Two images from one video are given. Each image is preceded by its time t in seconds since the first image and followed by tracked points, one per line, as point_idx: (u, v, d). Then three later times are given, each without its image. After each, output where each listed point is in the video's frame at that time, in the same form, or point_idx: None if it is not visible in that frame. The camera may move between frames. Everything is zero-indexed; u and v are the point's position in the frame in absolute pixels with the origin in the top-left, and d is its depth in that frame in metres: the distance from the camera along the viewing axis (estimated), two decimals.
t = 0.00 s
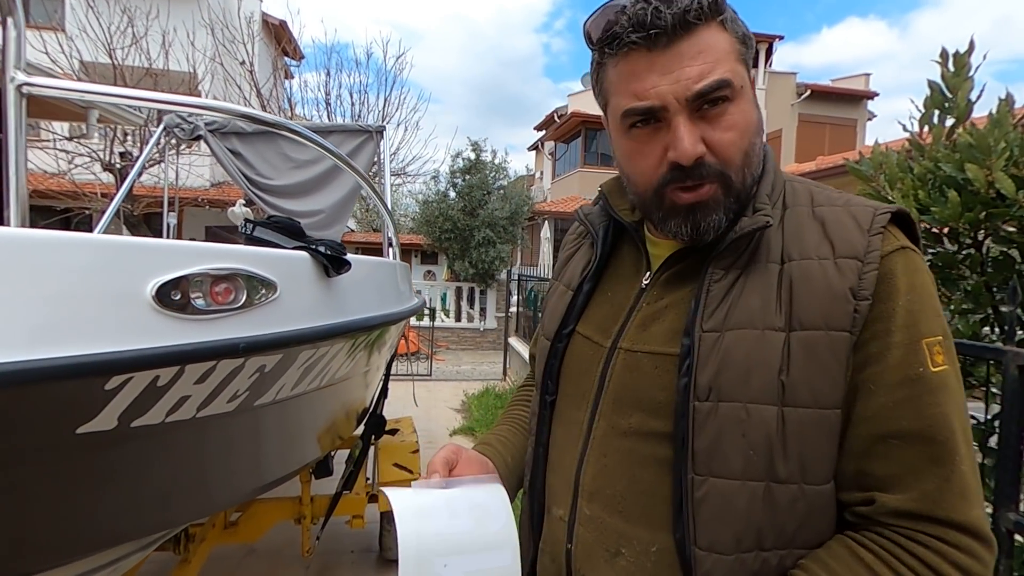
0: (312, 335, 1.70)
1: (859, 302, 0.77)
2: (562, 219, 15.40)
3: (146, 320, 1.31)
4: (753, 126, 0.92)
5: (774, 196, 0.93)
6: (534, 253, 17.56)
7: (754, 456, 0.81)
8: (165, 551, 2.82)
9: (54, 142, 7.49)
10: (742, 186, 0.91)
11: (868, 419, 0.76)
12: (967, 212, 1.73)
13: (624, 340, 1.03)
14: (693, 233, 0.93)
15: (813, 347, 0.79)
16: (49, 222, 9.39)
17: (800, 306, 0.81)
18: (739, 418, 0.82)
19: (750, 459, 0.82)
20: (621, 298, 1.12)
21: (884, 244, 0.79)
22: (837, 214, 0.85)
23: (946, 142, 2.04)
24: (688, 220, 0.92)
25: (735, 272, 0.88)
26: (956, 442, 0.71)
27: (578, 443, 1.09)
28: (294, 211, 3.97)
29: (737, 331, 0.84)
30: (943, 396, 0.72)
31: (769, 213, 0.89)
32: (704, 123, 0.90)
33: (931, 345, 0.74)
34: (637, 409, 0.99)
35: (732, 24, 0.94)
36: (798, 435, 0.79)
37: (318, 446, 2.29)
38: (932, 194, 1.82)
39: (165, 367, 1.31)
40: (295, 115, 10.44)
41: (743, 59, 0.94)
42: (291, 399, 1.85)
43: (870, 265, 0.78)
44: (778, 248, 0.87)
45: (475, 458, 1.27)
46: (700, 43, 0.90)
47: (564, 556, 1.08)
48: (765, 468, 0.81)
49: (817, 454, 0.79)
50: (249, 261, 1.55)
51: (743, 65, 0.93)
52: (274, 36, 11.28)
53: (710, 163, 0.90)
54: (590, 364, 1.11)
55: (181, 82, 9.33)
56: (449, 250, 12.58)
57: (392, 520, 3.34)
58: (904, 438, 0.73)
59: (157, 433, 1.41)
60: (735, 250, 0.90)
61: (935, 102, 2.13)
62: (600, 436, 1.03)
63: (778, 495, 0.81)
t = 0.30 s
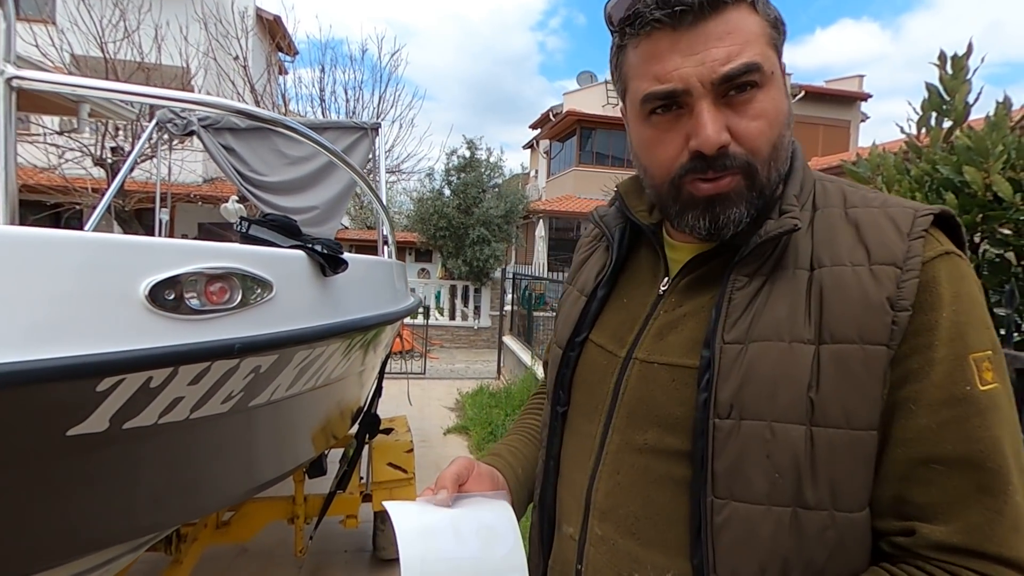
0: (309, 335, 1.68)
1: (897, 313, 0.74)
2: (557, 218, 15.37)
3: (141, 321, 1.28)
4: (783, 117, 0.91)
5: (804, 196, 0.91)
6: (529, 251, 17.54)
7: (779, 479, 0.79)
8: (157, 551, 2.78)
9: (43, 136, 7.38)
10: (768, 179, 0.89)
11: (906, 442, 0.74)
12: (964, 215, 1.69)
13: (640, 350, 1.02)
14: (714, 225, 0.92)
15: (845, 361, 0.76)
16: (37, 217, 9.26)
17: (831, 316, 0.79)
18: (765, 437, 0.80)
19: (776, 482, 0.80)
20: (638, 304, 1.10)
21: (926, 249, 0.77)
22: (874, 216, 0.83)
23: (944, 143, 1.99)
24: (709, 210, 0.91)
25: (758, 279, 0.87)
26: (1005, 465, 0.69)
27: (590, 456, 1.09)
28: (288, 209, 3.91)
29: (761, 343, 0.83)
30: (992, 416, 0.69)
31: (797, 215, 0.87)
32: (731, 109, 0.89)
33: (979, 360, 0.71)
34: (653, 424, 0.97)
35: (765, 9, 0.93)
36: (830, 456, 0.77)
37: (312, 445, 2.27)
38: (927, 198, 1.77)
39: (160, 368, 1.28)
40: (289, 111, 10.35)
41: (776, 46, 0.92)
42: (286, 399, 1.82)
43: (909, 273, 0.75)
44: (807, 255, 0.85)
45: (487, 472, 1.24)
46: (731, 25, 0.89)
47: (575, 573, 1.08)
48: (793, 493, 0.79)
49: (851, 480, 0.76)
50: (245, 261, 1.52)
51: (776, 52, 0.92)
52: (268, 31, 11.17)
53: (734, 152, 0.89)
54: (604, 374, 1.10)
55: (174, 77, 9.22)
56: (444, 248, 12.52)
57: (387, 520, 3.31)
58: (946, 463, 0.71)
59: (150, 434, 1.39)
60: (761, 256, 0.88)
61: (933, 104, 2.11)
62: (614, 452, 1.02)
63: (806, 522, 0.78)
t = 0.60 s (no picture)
0: (297, 334, 1.65)
1: (912, 322, 0.73)
2: (548, 216, 15.35)
3: (124, 319, 1.26)
4: (728, 125, 0.86)
5: (821, 193, 0.90)
6: (520, 249, 17.50)
7: (774, 494, 0.79)
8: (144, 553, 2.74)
9: (26, 132, 7.23)
10: (703, 190, 0.88)
11: (917, 464, 0.73)
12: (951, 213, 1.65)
13: (643, 351, 1.01)
14: (653, 229, 0.96)
15: (852, 370, 0.75)
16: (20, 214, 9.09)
17: (841, 322, 0.77)
18: (760, 448, 0.80)
19: (768, 495, 0.80)
20: (647, 304, 1.10)
21: (951, 253, 0.74)
22: (897, 216, 0.81)
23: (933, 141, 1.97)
24: (650, 217, 0.94)
25: (762, 282, 0.86)
26: None
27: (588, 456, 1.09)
28: (279, 206, 3.85)
29: (760, 350, 0.82)
30: (1016, 438, 0.68)
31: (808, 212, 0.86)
32: (663, 121, 0.89)
33: (1008, 377, 0.69)
34: (651, 428, 0.96)
35: (726, 6, 0.87)
36: (829, 471, 0.76)
37: (302, 444, 2.24)
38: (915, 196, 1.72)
39: (143, 367, 1.26)
40: (278, 108, 10.24)
41: (732, 46, 0.86)
42: (273, 399, 1.79)
43: (930, 279, 0.73)
44: (820, 255, 0.84)
45: (490, 467, 1.22)
46: (669, 33, 0.87)
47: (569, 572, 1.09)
48: (789, 509, 0.79)
49: (854, 498, 0.75)
50: (235, 259, 1.51)
51: (728, 53, 0.86)
52: (257, 28, 11.02)
53: (665, 163, 0.89)
54: (607, 372, 1.10)
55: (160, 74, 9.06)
56: (435, 246, 12.45)
57: (378, 521, 3.28)
58: (965, 489, 0.70)
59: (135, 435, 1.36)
60: (767, 258, 0.87)
61: (923, 102, 2.11)
62: (609, 456, 1.01)
63: (801, 539, 0.78)
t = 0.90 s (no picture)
0: (291, 337, 1.63)
1: (884, 319, 0.68)
2: (542, 219, 15.36)
3: (113, 322, 1.23)
4: (705, 110, 0.86)
5: (819, 189, 0.86)
6: (514, 253, 17.49)
7: (730, 491, 0.78)
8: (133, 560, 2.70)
9: (15, 134, 7.15)
10: (675, 171, 0.90)
11: (883, 471, 0.68)
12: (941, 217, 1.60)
13: (634, 345, 1.00)
14: (638, 202, 1.01)
15: (815, 368, 0.72)
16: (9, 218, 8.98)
17: (811, 317, 0.75)
18: (720, 443, 0.79)
19: (726, 492, 0.79)
20: (645, 300, 1.11)
21: (938, 248, 0.69)
22: (888, 212, 0.76)
23: (925, 143, 1.96)
24: (637, 188, 0.98)
25: (745, 277, 0.85)
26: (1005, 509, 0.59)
27: (579, 444, 1.10)
28: (271, 210, 3.81)
29: (732, 344, 0.81)
30: (1000, 451, 0.60)
31: (787, 207, 0.84)
32: (648, 98, 0.91)
33: (995, 385, 0.62)
34: (631, 419, 0.96)
35: None
36: (788, 472, 0.73)
37: (295, 450, 2.22)
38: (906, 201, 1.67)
39: (132, 372, 1.23)
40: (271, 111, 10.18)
41: (724, 33, 0.85)
42: (267, 403, 1.77)
43: (908, 273, 0.68)
44: (803, 252, 0.81)
45: (505, 459, 1.24)
46: (669, 12, 0.89)
47: (559, 563, 1.11)
48: (745, 509, 0.77)
49: (810, 503, 0.72)
50: (227, 261, 1.48)
51: (719, 39, 0.85)
52: (250, 30, 10.96)
53: (646, 139, 0.92)
54: (605, 365, 1.10)
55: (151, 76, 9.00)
56: (429, 250, 12.43)
57: (373, 526, 3.24)
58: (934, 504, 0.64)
59: (126, 441, 1.33)
60: (747, 253, 0.87)
61: (915, 104, 2.11)
62: (595, 445, 1.02)
63: (756, 539, 0.76)
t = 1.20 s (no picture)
0: (291, 342, 1.63)
1: (855, 307, 0.67)
2: (536, 223, 15.37)
3: (114, 327, 1.23)
4: (712, 136, 0.87)
5: (819, 190, 0.86)
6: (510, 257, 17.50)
7: (699, 472, 0.79)
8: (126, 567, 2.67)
9: (7, 138, 7.08)
10: (689, 197, 0.91)
11: (837, 443, 0.66)
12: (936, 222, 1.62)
13: (636, 339, 1.01)
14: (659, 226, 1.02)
15: (787, 356, 0.72)
16: None
17: (787, 308, 0.75)
18: (694, 426, 0.80)
19: (696, 473, 0.79)
20: (650, 296, 1.14)
21: (921, 243, 0.67)
22: (879, 209, 0.75)
23: (919, 149, 1.98)
24: (651, 213, 1.00)
25: (737, 271, 0.86)
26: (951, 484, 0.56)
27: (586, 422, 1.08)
28: (267, 214, 3.82)
29: (717, 335, 0.82)
30: (955, 432, 0.58)
31: (779, 204, 0.84)
32: (654, 130, 0.92)
33: (959, 371, 0.60)
34: (626, 409, 0.96)
35: (718, 19, 0.86)
36: (753, 456, 0.73)
37: (291, 455, 2.21)
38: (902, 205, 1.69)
39: (132, 377, 1.22)
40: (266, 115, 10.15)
41: (718, 60, 0.86)
42: (266, 409, 1.76)
43: (884, 264, 0.67)
44: (792, 248, 0.81)
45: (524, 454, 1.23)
46: (661, 46, 0.90)
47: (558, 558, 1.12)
48: (711, 491, 0.77)
49: (771, 487, 0.72)
50: (227, 266, 1.48)
51: (715, 66, 0.86)
52: (245, 34, 10.93)
53: (659, 170, 0.93)
54: (610, 357, 1.11)
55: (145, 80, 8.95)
56: (424, 254, 12.41)
57: (369, 531, 3.22)
58: (874, 475, 0.61)
59: (124, 446, 1.33)
60: (740, 246, 0.87)
61: (909, 111, 2.13)
62: (598, 431, 1.01)
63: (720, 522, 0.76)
